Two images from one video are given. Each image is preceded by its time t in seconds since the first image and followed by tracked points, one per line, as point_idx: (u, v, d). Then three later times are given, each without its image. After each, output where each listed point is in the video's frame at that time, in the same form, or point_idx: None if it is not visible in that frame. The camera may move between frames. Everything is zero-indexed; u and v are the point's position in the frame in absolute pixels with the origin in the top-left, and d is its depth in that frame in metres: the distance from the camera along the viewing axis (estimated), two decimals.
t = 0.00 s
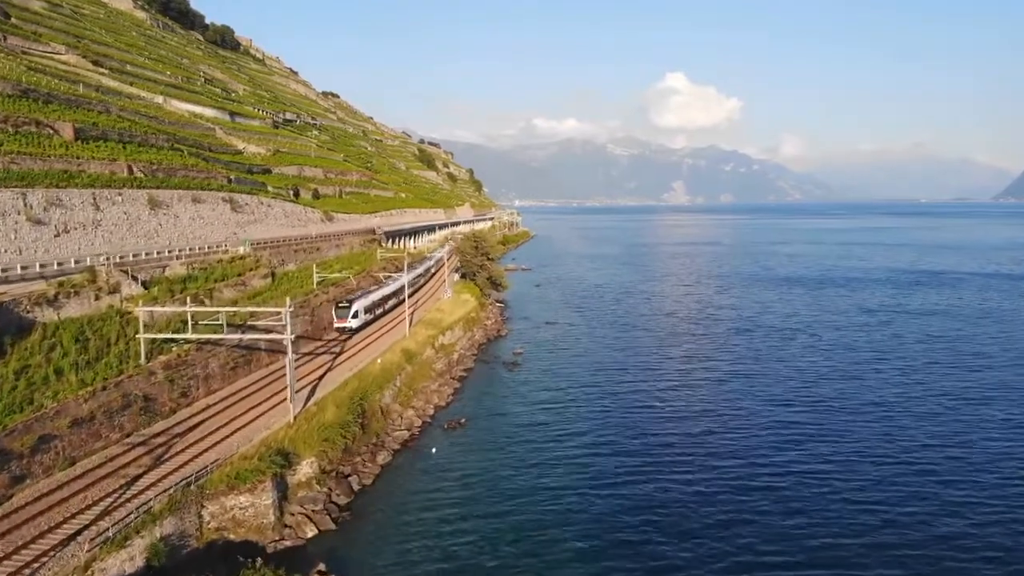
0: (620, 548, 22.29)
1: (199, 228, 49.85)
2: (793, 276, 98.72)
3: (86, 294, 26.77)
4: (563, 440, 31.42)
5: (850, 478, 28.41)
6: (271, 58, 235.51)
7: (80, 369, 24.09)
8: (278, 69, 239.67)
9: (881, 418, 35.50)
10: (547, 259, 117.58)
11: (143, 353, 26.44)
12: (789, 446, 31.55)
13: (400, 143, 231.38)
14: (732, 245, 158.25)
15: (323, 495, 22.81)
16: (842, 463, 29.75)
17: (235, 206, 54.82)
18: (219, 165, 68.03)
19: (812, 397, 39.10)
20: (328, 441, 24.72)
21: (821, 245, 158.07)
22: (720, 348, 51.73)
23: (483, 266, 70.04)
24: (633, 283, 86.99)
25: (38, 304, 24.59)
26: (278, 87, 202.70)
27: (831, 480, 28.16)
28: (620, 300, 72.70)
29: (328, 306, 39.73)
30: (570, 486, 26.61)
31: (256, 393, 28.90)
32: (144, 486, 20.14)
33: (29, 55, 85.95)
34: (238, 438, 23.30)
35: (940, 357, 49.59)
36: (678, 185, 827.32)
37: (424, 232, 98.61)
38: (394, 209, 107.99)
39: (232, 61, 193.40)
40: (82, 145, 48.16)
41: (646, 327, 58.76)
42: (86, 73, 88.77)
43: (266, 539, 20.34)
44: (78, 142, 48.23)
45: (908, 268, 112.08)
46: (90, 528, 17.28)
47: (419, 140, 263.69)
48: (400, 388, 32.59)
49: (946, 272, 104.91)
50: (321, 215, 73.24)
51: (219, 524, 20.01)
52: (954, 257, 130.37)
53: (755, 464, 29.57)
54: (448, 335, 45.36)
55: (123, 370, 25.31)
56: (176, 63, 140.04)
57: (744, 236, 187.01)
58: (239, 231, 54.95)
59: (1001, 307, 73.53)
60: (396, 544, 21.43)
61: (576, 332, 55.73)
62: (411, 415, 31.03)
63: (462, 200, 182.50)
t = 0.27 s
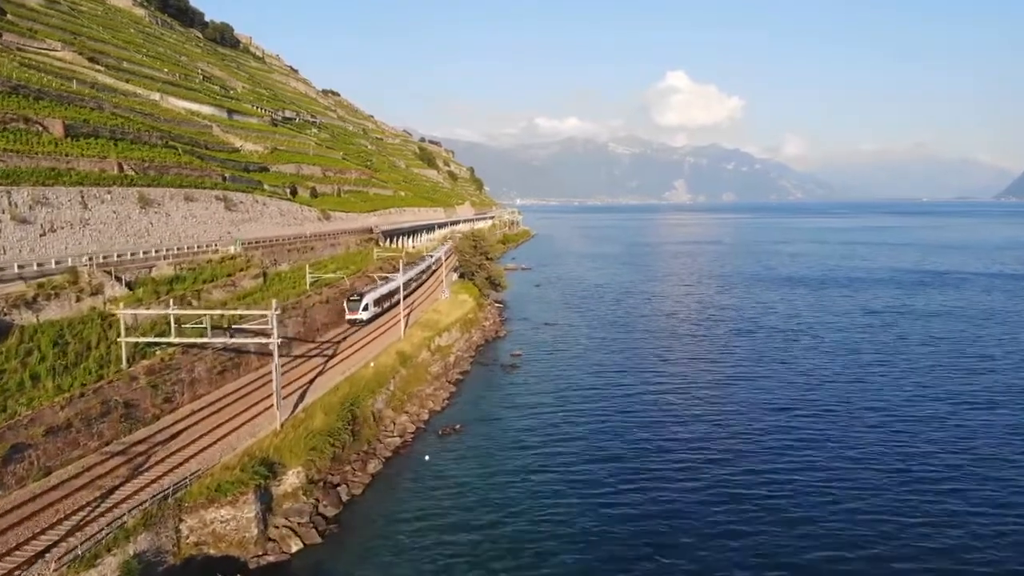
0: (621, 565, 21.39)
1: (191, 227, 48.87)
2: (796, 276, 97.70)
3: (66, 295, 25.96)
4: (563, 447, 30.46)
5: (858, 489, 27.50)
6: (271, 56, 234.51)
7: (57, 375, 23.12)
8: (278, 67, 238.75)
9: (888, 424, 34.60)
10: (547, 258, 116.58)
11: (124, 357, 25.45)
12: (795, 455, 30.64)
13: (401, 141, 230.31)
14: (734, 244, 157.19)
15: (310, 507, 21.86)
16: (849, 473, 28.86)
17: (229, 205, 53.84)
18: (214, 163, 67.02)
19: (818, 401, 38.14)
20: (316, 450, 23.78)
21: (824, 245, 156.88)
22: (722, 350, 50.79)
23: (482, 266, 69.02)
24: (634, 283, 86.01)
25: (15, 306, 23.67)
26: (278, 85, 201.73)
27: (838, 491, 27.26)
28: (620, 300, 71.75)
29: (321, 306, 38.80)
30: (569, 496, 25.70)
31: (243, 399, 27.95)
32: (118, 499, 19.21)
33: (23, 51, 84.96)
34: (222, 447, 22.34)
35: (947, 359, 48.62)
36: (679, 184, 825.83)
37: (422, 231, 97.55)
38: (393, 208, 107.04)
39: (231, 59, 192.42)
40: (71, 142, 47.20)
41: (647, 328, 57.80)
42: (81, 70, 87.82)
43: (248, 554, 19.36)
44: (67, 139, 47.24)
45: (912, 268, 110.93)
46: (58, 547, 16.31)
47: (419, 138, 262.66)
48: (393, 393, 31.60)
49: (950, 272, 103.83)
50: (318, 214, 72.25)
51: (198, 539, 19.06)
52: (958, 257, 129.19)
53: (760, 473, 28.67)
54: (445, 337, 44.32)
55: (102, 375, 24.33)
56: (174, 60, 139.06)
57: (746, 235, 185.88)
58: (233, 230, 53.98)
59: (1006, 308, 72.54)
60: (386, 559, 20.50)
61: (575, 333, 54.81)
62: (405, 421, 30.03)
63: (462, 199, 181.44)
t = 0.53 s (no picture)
0: None
1: (183, 228, 47.91)
2: (799, 277, 96.65)
3: (46, 300, 25.05)
4: (562, 456, 29.48)
5: (867, 501, 26.52)
6: (271, 55, 233.70)
7: (33, 383, 22.20)
8: (278, 67, 237.94)
9: (897, 431, 33.59)
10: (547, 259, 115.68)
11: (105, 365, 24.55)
12: (802, 464, 29.65)
13: (401, 141, 229.37)
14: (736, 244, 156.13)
15: (295, 522, 20.94)
16: (858, 484, 27.89)
17: (222, 205, 52.87)
18: (209, 163, 66.08)
19: (824, 407, 37.14)
20: (303, 461, 22.86)
21: (826, 245, 155.78)
22: (725, 353, 49.76)
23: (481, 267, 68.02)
24: (635, 284, 85.04)
25: None
26: (278, 85, 200.82)
27: (848, 504, 26.28)
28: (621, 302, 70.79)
29: (314, 309, 37.85)
30: (568, 509, 24.72)
31: (230, 407, 27.02)
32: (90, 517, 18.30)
33: (18, 51, 84.15)
34: (204, 460, 21.43)
35: (956, 363, 47.58)
36: (680, 185, 824.55)
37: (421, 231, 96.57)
38: (391, 209, 106.13)
39: (230, 59, 191.55)
40: (60, 141, 46.27)
41: (648, 330, 56.87)
42: (75, 69, 86.92)
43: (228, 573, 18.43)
44: (57, 139, 46.34)
45: (916, 268, 109.82)
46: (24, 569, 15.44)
47: (420, 138, 261.71)
48: (387, 399, 30.61)
49: (955, 273, 102.76)
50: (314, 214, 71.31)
51: (175, 558, 18.19)
52: (962, 257, 128.01)
53: (766, 484, 27.69)
54: (442, 340, 43.29)
55: (81, 384, 23.40)
56: (172, 60, 138.20)
57: (748, 235, 184.77)
58: (227, 232, 53.00)
59: (1013, 310, 71.51)
60: None
61: (575, 336, 53.89)
62: (399, 429, 29.03)
63: (462, 199, 180.47)
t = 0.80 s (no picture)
0: None
1: (175, 229, 46.90)
2: (802, 278, 95.63)
3: (24, 303, 24.10)
4: (560, 464, 28.52)
5: (880, 513, 25.51)
6: (270, 55, 233.01)
7: (8, 392, 21.17)
8: (278, 66, 237.23)
9: (908, 438, 32.58)
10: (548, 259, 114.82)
11: (83, 371, 23.51)
12: (810, 474, 28.63)
13: (401, 141, 228.43)
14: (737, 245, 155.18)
15: (279, 537, 19.93)
16: (869, 495, 26.88)
17: (215, 205, 51.83)
18: (204, 162, 65.09)
19: (831, 413, 36.13)
20: (288, 473, 21.84)
21: (827, 246, 154.85)
22: (728, 356, 48.73)
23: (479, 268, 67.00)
24: (636, 285, 84.03)
25: None
26: (277, 84, 199.94)
27: (859, 516, 25.26)
28: (622, 303, 69.83)
29: (307, 311, 36.84)
30: (569, 521, 23.69)
31: (215, 415, 25.98)
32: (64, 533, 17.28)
33: (12, 49, 83.22)
34: (184, 472, 20.44)
35: (964, 366, 46.59)
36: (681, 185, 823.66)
37: (420, 231, 95.51)
38: (390, 209, 105.16)
39: (229, 58, 190.74)
40: (49, 140, 45.26)
41: (650, 332, 55.87)
42: (70, 68, 86.03)
43: None
44: (47, 137, 45.34)
45: (919, 269, 108.87)
46: None
47: (420, 138, 260.92)
48: (380, 405, 29.64)
49: (958, 274, 101.77)
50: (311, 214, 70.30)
51: None
52: (965, 257, 126.97)
53: (774, 495, 26.67)
54: (438, 343, 42.21)
55: (58, 392, 22.40)
56: (170, 59, 137.34)
57: (748, 236, 183.80)
58: (220, 232, 51.95)
59: (1018, 311, 70.53)
60: None
61: (575, 338, 52.92)
62: (391, 436, 28.04)
63: (462, 199, 179.52)
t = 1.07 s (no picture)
0: None
1: (167, 229, 45.88)
2: (804, 278, 94.60)
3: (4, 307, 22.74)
4: (557, 472, 27.65)
5: (891, 526, 24.55)
6: (270, 54, 232.09)
7: None
8: (277, 65, 236.21)
9: (917, 446, 31.60)
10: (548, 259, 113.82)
11: (61, 379, 22.91)
12: (818, 483, 27.66)
13: (401, 141, 227.40)
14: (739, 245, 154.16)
15: (264, 553, 19.01)
16: (879, 506, 25.91)
17: (209, 205, 50.83)
18: (199, 161, 64.12)
19: (838, 418, 35.14)
20: (274, 485, 20.92)
21: (829, 245, 153.67)
22: (732, 359, 47.73)
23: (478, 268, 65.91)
24: (637, 286, 83.09)
25: None
26: (277, 84, 198.92)
27: (870, 529, 24.30)
28: (623, 305, 68.90)
29: (299, 315, 35.94)
30: (567, 535, 22.73)
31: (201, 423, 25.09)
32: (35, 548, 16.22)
33: (6, 47, 82.28)
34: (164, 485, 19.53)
35: (972, 369, 45.55)
36: (682, 185, 822.23)
37: (418, 232, 94.54)
38: (389, 208, 104.18)
39: (228, 57, 189.70)
40: (37, 138, 44.29)
41: (651, 334, 54.94)
42: (65, 66, 85.02)
43: None
44: (36, 136, 44.35)
45: (923, 269, 107.75)
46: None
47: (420, 137, 259.90)
48: (372, 412, 28.67)
49: (963, 274, 100.70)
50: (308, 214, 69.30)
51: None
52: (970, 257, 125.79)
53: (780, 506, 25.70)
54: (435, 346, 41.32)
55: (34, 401, 21.74)
56: (168, 57, 136.36)
57: (750, 236, 182.73)
58: (214, 233, 50.96)
59: None
60: None
61: (575, 340, 52.01)
62: (384, 444, 27.07)
63: (462, 199, 178.49)
